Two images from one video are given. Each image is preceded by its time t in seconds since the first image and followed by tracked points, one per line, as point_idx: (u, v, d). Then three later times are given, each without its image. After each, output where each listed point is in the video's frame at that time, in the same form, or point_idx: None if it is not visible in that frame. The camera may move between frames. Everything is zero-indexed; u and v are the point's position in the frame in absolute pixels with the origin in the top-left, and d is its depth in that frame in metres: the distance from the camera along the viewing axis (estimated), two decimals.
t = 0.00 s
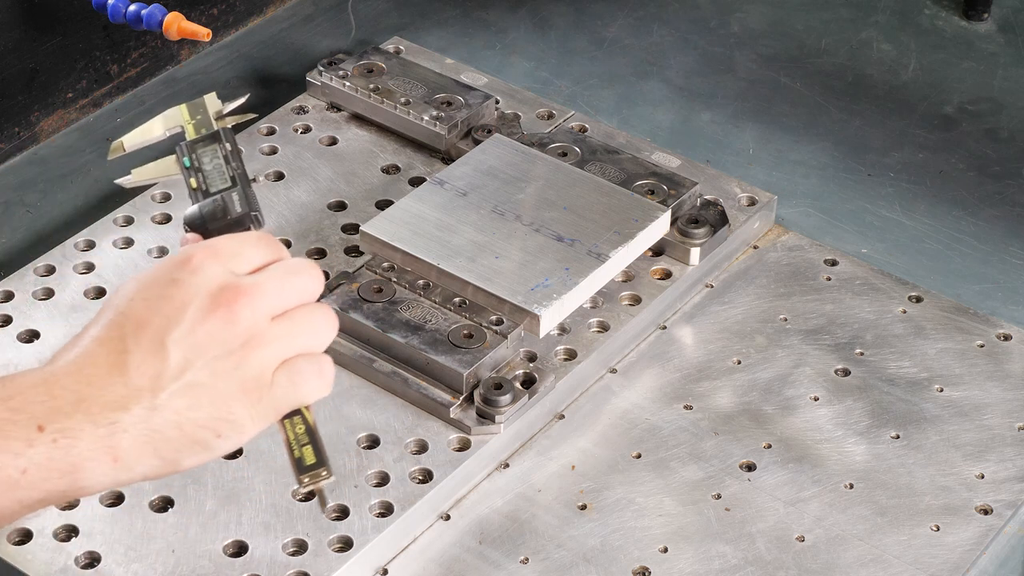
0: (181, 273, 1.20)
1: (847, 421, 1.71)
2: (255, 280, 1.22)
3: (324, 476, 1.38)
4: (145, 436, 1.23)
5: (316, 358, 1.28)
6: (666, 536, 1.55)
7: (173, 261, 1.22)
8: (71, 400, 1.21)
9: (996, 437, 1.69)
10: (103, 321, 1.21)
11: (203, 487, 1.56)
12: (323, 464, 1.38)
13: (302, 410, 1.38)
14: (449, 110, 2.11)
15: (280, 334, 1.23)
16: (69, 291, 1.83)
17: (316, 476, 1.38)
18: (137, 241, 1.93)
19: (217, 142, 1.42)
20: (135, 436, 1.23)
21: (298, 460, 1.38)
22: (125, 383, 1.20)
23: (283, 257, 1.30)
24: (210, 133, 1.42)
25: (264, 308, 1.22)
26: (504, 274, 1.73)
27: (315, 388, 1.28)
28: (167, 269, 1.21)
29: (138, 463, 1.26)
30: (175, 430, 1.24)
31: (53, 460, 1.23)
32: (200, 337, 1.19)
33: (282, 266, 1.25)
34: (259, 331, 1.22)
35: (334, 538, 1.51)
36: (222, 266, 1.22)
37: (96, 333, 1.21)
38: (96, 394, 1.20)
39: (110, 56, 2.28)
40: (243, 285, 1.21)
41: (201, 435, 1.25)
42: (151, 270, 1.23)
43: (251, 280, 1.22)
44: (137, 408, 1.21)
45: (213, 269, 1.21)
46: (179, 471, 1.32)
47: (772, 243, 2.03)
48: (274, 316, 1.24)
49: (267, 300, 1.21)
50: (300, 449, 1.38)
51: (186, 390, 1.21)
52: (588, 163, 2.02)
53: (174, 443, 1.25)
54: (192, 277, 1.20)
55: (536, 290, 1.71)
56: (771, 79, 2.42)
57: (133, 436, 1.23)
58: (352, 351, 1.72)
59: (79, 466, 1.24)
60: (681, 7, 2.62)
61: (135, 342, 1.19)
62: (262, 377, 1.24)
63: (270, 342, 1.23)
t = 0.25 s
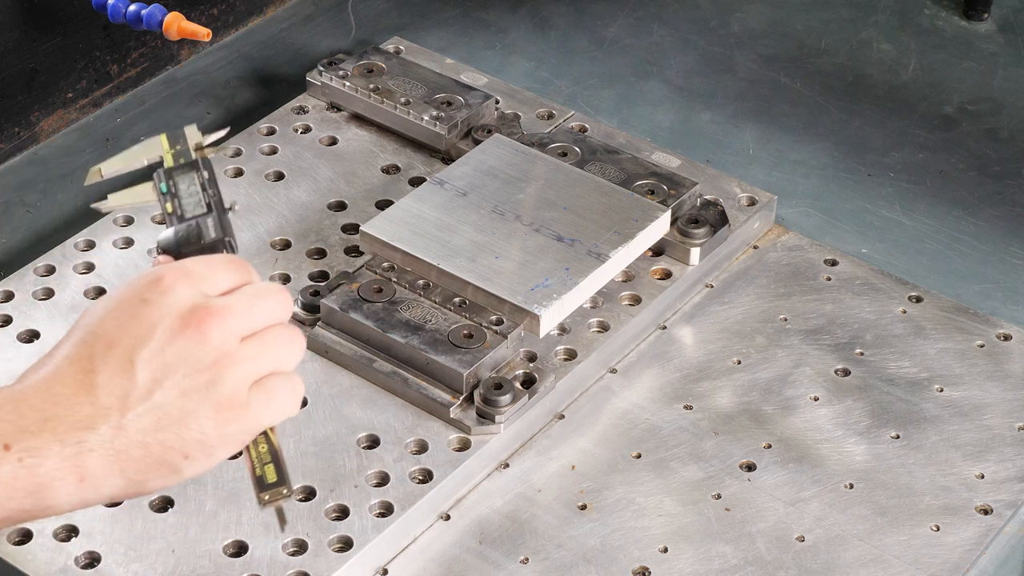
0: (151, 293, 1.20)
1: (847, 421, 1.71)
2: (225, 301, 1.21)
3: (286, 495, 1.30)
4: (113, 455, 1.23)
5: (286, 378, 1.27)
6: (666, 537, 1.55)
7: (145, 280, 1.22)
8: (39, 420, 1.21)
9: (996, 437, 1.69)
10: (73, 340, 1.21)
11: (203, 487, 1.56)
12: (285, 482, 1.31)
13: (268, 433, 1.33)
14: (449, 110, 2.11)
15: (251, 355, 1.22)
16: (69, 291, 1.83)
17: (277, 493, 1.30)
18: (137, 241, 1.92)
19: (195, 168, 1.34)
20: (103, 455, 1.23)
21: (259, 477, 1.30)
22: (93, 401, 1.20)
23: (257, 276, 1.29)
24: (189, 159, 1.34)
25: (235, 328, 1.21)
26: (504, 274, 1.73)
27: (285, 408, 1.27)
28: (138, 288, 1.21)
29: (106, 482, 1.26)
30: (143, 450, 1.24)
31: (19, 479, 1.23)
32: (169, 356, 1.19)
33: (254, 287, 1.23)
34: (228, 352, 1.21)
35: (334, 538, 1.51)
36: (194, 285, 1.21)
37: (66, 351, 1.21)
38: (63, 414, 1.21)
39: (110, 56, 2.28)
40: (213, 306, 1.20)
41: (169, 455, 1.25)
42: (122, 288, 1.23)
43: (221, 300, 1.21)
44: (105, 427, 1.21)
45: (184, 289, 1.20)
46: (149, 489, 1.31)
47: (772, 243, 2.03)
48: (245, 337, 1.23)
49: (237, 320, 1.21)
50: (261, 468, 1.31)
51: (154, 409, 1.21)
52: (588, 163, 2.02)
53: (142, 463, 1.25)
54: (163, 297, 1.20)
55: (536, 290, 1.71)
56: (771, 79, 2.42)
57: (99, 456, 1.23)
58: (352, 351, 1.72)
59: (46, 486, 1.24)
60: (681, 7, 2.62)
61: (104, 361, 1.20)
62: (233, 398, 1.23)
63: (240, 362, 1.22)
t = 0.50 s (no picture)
0: (144, 303, 1.21)
1: (847, 421, 1.71)
2: (218, 313, 1.21)
3: (264, 513, 1.28)
4: (98, 463, 1.24)
5: (275, 394, 1.26)
6: (666, 537, 1.55)
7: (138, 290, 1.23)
8: (27, 427, 1.23)
9: (996, 437, 1.69)
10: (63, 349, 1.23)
11: (203, 487, 1.56)
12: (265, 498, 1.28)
13: (251, 448, 1.32)
14: (449, 110, 2.11)
15: (240, 367, 1.22)
16: (69, 291, 1.83)
17: (255, 510, 1.27)
18: (137, 241, 1.92)
19: (198, 176, 1.43)
20: (88, 464, 1.24)
21: (238, 491, 1.28)
22: (79, 409, 1.21)
23: (251, 291, 1.30)
24: (192, 168, 1.44)
25: (224, 340, 1.21)
26: (504, 274, 1.73)
27: (273, 422, 1.26)
28: (130, 297, 1.22)
29: (92, 491, 1.27)
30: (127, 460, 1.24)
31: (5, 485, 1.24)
32: (158, 366, 1.20)
33: (245, 299, 1.24)
34: (218, 364, 1.21)
35: (334, 538, 1.51)
36: (188, 297, 1.22)
37: (56, 359, 1.22)
38: (51, 421, 1.22)
39: (110, 56, 2.28)
40: (205, 317, 1.21)
41: (154, 466, 1.25)
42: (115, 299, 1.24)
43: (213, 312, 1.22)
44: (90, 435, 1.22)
45: (177, 300, 1.22)
46: (133, 500, 1.32)
47: (772, 243, 2.03)
48: (235, 349, 1.23)
49: (227, 332, 1.21)
50: (242, 482, 1.29)
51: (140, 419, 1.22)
52: (588, 163, 2.02)
53: (127, 472, 1.25)
54: (155, 307, 1.21)
55: (536, 290, 1.71)
56: (771, 79, 2.42)
57: (85, 464, 1.24)
58: (352, 351, 1.72)
59: (32, 494, 1.25)
60: (681, 7, 2.62)
61: (93, 370, 1.21)
62: (223, 411, 1.22)
63: (230, 375, 1.21)
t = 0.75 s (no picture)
0: (143, 303, 1.19)
1: (847, 421, 1.71)
2: (215, 322, 1.20)
3: (241, 522, 1.28)
4: (79, 457, 1.21)
5: (263, 407, 1.26)
6: (666, 536, 1.55)
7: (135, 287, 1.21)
8: (9, 415, 1.18)
9: (996, 437, 1.69)
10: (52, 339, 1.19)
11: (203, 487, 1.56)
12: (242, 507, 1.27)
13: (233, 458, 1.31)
14: (449, 110, 2.11)
15: (233, 376, 1.21)
16: (69, 291, 1.83)
17: (233, 518, 1.27)
18: (137, 242, 1.92)
19: (199, 192, 1.38)
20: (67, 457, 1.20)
21: (216, 500, 1.28)
22: (66, 402, 1.18)
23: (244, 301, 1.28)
24: (193, 181, 1.39)
25: (221, 349, 1.20)
26: (504, 274, 1.73)
27: (257, 436, 1.25)
28: (129, 296, 1.20)
29: (67, 485, 1.23)
30: (108, 457, 1.21)
31: None
32: (153, 367, 1.18)
33: (243, 310, 1.23)
34: (210, 372, 1.20)
35: (334, 538, 1.51)
36: (187, 301, 1.20)
37: (46, 348, 1.19)
38: (36, 411, 1.18)
39: (110, 56, 2.28)
40: (204, 325, 1.20)
41: (134, 466, 1.22)
42: (111, 294, 1.21)
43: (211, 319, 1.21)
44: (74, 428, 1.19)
45: (177, 304, 1.20)
46: (105, 496, 1.29)
47: (772, 243, 2.03)
48: (228, 358, 1.22)
49: (223, 340, 1.20)
50: (221, 491, 1.29)
51: (128, 418, 1.19)
52: (588, 163, 2.02)
53: (105, 469, 1.22)
54: (155, 309, 1.19)
55: (536, 290, 1.71)
56: (771, 79, 2.42)
57: (67, 458, 1.20)
58: (352, 351, 1.72)
59: (8, 484, 1.20)
60: (681, 7, 2.62)
61: (86, 364, 1.18)
62: (211, 418, 1.21)
63: (223, 384, 1.20)
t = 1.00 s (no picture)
0: (154, 332, 1.15)
1: (847, 421, 1.71)
2: (226, 359, 1.17)
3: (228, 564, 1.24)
4: (76, 482, 1.17)
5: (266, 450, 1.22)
6: (666, 537, 1.55)
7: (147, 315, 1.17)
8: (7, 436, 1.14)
9: (996, 437, 1.69)
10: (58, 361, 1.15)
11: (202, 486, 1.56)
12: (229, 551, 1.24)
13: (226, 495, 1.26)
14: (449, 110, 2.11)
15: (238, 416, 1.18)
16: (69, 291, 1.83)
17: (218, 560, 1.23)
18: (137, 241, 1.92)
19: (232, 228, 1.34)
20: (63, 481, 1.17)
21: (204, 539, 1.24)
22: (69, 428, 1.14)
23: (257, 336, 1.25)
24: (228, 218, 1.35)
25: (229, 386, 1.17)
26: (504, 274, 1.73)
27: (257, 478, 1.21)
28: (141, 324, 1.16)
29: (60, 510, 1.20)
30: (105, 484, 1.18)
31: None
32: (159, 399, 1.15)
33: (255, 349, 1.20)
34: (215, 409, 1.17)
35: (334, 538, 1.51)
36: (198, 334, 1.17)
37: (52, 368, 1.15)
38: (36, 433, 1.14)
39: (110, 56, 2.28)
40: (213, 362, 1.16)
41: (131, 495, 1.19)
42: (122, 319, 1.18)
43: (221, 356, 1.17)
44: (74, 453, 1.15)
45: (188, 337, 1.16)
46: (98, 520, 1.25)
47: (772, 243, 2.03)
48: (235, 396, 1.18)
49: (231, 378, 1.17)
50: (211, 530, 1.25)
51: (128, 449, 1.16)
52: (588, 163, 2.02)
53: (102, 495, 1.19)
54: (165, 340, 1.15)
55: (536, 290, 1.71)
56: (771, 79, 2.42)
57: (63, 484, 1.17)
58: (352, 351, 1.72)
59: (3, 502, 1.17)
60: (681, 7, 2.62)
61: (92, 388, 1.14)
62: (212, 456, 1.17)
63: (227, 422, 1.17)
